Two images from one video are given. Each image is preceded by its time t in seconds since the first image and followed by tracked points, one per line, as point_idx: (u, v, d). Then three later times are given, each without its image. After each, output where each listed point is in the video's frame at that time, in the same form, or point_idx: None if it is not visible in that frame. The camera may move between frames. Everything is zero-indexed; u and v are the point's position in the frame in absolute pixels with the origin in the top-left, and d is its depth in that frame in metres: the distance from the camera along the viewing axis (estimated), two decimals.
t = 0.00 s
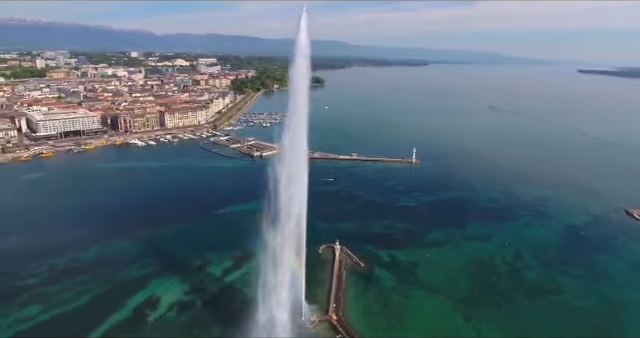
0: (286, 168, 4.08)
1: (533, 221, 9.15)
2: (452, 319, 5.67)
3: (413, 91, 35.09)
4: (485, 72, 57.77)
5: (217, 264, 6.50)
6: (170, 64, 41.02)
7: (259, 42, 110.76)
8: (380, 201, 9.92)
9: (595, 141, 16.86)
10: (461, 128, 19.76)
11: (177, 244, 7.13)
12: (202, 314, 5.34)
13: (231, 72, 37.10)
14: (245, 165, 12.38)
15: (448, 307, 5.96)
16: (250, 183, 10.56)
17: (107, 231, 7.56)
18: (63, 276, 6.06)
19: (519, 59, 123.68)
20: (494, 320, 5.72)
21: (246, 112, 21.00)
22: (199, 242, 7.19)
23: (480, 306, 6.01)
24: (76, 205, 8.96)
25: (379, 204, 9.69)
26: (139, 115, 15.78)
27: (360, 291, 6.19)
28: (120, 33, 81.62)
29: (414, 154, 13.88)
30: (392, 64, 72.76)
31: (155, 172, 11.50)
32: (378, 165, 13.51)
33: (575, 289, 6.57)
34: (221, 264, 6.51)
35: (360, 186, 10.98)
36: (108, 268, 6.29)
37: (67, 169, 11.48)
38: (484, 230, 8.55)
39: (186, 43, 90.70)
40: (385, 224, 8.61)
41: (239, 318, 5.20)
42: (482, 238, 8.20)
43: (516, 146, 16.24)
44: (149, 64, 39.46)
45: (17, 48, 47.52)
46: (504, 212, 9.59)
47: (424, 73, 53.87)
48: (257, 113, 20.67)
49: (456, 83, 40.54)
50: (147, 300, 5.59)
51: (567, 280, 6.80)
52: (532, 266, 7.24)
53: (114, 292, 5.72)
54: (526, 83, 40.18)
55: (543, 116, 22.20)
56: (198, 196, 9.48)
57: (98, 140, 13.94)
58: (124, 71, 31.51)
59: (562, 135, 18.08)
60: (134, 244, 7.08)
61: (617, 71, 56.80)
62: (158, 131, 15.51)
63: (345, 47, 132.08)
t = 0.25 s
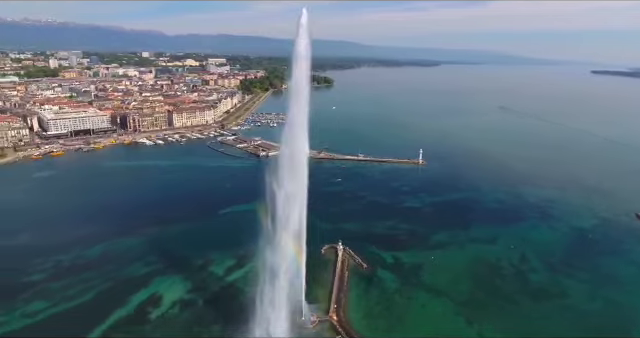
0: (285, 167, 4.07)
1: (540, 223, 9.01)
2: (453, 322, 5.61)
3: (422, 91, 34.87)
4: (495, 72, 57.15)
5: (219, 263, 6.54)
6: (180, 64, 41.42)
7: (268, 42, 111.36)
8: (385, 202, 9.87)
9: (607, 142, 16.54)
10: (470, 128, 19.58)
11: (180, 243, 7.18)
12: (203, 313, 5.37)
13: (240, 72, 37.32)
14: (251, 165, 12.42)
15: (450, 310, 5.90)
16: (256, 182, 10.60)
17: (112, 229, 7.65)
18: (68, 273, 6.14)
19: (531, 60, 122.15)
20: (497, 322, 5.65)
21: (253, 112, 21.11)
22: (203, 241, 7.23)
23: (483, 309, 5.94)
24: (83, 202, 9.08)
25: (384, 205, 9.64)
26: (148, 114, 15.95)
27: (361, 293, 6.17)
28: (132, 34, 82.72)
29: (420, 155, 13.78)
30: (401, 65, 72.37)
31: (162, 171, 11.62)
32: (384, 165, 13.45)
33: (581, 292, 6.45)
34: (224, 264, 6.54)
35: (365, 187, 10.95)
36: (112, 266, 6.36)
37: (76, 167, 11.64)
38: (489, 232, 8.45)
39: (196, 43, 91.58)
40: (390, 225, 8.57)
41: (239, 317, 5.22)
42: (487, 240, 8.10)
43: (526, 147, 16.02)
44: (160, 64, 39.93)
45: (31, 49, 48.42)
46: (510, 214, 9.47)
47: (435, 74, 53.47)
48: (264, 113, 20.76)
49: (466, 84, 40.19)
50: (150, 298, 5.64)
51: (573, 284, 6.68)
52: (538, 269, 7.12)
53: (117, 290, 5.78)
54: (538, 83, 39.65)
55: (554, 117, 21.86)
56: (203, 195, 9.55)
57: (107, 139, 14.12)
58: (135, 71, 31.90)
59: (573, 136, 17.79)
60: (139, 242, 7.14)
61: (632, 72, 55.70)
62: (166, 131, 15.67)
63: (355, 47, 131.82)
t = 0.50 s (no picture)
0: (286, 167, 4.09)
1: (548, 226, 8.89)
2: (455, 324, 5.57)
3: (431, 92, 34.64)
4: (506, 72, 56.54)
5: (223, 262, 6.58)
6: (190, 64, 41.77)
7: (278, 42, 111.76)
8: (390, 202, 9.83)
9: (620, 144, 16.21)
10: (479, 129, 19.38)
11: (185, 241, 7.24)
12: (205, 310, 5.41)
13: (249, 73, 37.50)
14: (257, 164, 12.48)
15: (451, 312, 5.85)
16: (261, 182, 10.65)
17: (119, 227, 7.76)
18: (75, 269, 6.24)
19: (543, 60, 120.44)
20: (499, 326, 5.59)
21: (261, 112, 21.20)
22: (207, 240, 7.29)
23: (486, 312, 5.89)
24: (91, 200, 9.22)
25: (389, 206, 9.61)
26: (157, 113, 16.12)
27: (363, 293, 6.16)
28: (144, 34, 83.66)
29: (427, 156, 13.70)
30: (411, 65, 71.94)
31: (170, 170, 11.73)
32: (391, 166, 13.40)
33: (588, 297, 6.34)
34: (227, 262, 6.58)
35: (371, 187, 10.93)
36: (117, 263, 6.45)
37: (85, 165, 11.82)
38: (495, 234, 8.36)
39: (207, 43, 92.23)
40: (394, 226, 8.54)
41: (240, 315, 5.25)
42: (492, 243, 8.02)
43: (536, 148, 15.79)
44: (170, 64, 40.31)
45: (45, 49, 49.28)
46: (517, 216, 9.36)
47: (445, 74, 53.05)
48: (272, 113, 20.84)
49: (476, 84, 39.79)
50: (153, 295, 5.71)
51: (579, 288, 6.58)
52: (543, 272, 7.03)
53: (122, 286, 5.86)
54: (550, 84, 39.05)
55: (565, 118, 21.54)
56: (209, 194, 9.62)
57: (116, 138, 14.31)
58: (146, 71, 32.28)
59: (584, 137, 17.47)
60: (144, 239, 7.23)
61: None
62: (174, 130, 15.82)
63: (365, 47, 131.61)
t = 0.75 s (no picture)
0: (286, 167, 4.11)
1: (556, 229, 8.73)
2: (457, 328, 5.50)
3: (441, 92, 34.37)
4: (518, 73, 55.90)
5: (226, 261, 6.60)
6: (200, 64, 42.10)
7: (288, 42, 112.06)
8: (396, 203, 9.77)
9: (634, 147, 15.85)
10: (488, 131, 19.16)
11: (189, 239, 7.29)
12: (205, 309, 5.43)
13: (258, 73, 37.67)
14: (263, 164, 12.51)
15: (454, 315, 5.79)
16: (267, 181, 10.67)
17: (125, 224, 7.85)
18: (80, 266, 6.32)
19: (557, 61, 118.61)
20: (503, 330, 5.50)
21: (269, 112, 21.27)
22: (210, 239, 7.32)
23: (489, 315, 5.80)
24: (99, 198, 9.33)
25: (394, 207, 9.55)
26: (165, 113, 16.27)
27: (365, 295, 6.13)
28: (156, 34, 84.59)
29: (434, 157, 13.59)
30: (421, 66, 71.49)
31: (177, 169, 11.83)
32: (397, 167, 13.32)
33: (595, 302, 6.21)
34: (230, 261, 6.60)
35: (377, 188, 10.88)
36: (122, 261, 6.52)
37: (95, 164, 11.99)
38: (502, 237, 8.24)
39: (217, 43, 92.89)
40: (399, 227, 8.48)
41: (241, 313, 5.26)
42: (498, 246, 7.91)
43: (546, 150, 15.55)
44: (181, 64, 40.69)
45: (59, 49, 50.06)
46: (524, 219, 9.21)
47: (455, 75, 52.59)
48: (280, 113, 20.91)
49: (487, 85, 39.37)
50: (156, 293, 5.76)
51: (587, 293, 6.44)
52: (550, 276, 6.90)
53: (125, 284, 5.93)
54: (563, 84, 38.41)
55: (577, 120, 21.19)
56: (214, 193, 9.68)
57: (125, 137, 14.48)
58: (156, 71, 32.64)
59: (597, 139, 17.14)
60: (149, 238, 7.29)
61: None
62: (182, 130, 15.96)
63: (375, 47, 131.33)
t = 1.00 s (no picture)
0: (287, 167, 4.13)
1: (564, 232, 8.58)
2: (459, 330, 5.45)
3: (451, 93, 34.11)
4: (530, 73, 55.13)
5: (229, 260, 6.64)
6: (210, 64, 42.45)
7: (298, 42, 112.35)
8: (401, 205, 9.71)
9: None
10: (498, 131, 18.94)
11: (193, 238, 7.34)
12: (207, 307, 5.48)
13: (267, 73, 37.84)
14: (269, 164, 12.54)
15: (456, 318, 5.74)
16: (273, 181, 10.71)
17: (131, 222, 7.95)
18: (85, 263, 6.42)
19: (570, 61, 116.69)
20: (506, 333, 5.43)
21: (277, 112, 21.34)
22: (214, 238, 7.37)
23: (492, 318, 5.74)
24: (106, 196, 9.46)
25: (399, 208, 9.50)
26: (174, 112, 16.44)
27: (367, 295, 6.12)
28: (167, 35, 85.53)
29: (441, 158, 13.49)
30: (431, 66, 71.01)
31: (184, 168, 11.93)
32: (404, 168, 13.25)
33: (602, 307, 6.09)
34: (233, 260, 6.64)
35: (382, 189, 10.84)
36: (126, 258, 6.60)
37: (104, 162, 12.15)
38: (508, 239, 8.14)
39: (228, 44, 93.57)
40: (403, 229, 8.43)
41: (242, 313, 5.30)
42: (503, 248, 7.81)
43: (557, 152, 15.30)
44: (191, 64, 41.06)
45: (72, 50, 50.89)
46: (532, 222, 9.09)
47: (466, 75, 52.11)
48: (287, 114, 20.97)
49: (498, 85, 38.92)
50: (159, 291, 5.82)
51: (594, 297, 6.32)
52: (556, 280, 6.79)
53: (129, 281, 6.00)
54: (576, 84, 37.75)
55: (589, 121, 20.82)
56: (220, 193, 9.75)
57: (134, 136, 14.66)
58: (167, 71, 32.98)
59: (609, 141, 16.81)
60: (154, 236, 7.38)
61: None
62: (191, 129, 16.10)
63: (385, 48, 130.81)
